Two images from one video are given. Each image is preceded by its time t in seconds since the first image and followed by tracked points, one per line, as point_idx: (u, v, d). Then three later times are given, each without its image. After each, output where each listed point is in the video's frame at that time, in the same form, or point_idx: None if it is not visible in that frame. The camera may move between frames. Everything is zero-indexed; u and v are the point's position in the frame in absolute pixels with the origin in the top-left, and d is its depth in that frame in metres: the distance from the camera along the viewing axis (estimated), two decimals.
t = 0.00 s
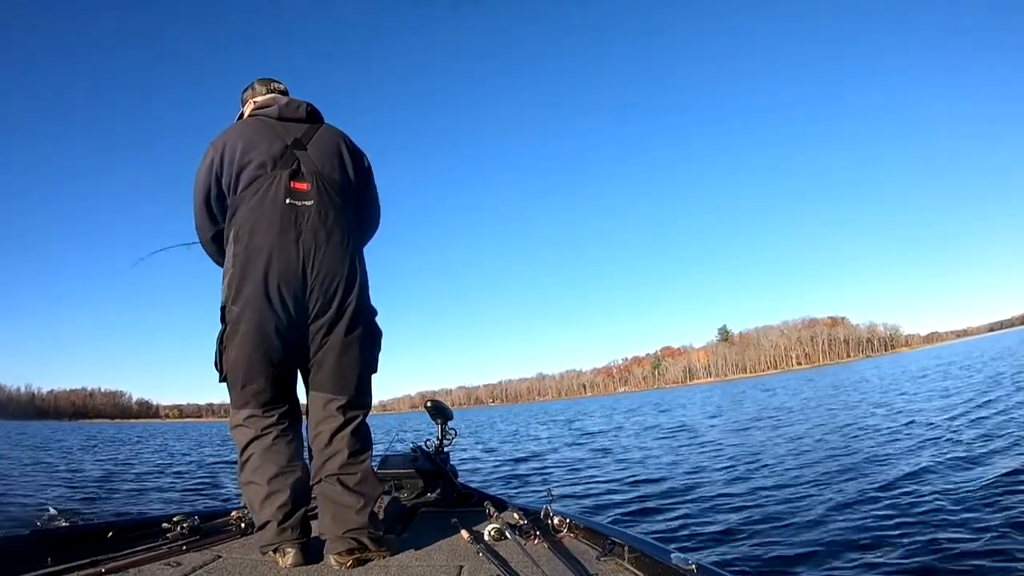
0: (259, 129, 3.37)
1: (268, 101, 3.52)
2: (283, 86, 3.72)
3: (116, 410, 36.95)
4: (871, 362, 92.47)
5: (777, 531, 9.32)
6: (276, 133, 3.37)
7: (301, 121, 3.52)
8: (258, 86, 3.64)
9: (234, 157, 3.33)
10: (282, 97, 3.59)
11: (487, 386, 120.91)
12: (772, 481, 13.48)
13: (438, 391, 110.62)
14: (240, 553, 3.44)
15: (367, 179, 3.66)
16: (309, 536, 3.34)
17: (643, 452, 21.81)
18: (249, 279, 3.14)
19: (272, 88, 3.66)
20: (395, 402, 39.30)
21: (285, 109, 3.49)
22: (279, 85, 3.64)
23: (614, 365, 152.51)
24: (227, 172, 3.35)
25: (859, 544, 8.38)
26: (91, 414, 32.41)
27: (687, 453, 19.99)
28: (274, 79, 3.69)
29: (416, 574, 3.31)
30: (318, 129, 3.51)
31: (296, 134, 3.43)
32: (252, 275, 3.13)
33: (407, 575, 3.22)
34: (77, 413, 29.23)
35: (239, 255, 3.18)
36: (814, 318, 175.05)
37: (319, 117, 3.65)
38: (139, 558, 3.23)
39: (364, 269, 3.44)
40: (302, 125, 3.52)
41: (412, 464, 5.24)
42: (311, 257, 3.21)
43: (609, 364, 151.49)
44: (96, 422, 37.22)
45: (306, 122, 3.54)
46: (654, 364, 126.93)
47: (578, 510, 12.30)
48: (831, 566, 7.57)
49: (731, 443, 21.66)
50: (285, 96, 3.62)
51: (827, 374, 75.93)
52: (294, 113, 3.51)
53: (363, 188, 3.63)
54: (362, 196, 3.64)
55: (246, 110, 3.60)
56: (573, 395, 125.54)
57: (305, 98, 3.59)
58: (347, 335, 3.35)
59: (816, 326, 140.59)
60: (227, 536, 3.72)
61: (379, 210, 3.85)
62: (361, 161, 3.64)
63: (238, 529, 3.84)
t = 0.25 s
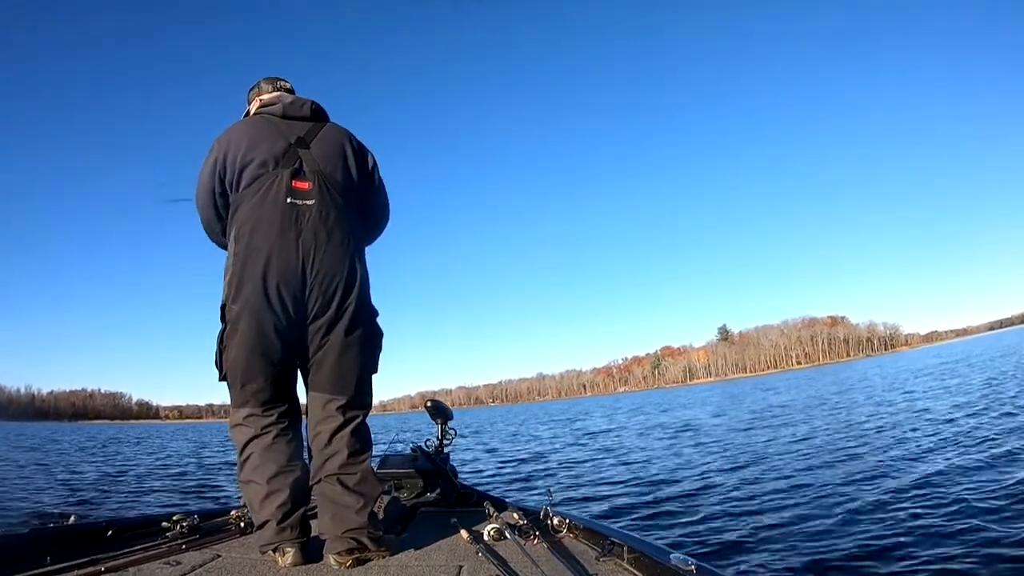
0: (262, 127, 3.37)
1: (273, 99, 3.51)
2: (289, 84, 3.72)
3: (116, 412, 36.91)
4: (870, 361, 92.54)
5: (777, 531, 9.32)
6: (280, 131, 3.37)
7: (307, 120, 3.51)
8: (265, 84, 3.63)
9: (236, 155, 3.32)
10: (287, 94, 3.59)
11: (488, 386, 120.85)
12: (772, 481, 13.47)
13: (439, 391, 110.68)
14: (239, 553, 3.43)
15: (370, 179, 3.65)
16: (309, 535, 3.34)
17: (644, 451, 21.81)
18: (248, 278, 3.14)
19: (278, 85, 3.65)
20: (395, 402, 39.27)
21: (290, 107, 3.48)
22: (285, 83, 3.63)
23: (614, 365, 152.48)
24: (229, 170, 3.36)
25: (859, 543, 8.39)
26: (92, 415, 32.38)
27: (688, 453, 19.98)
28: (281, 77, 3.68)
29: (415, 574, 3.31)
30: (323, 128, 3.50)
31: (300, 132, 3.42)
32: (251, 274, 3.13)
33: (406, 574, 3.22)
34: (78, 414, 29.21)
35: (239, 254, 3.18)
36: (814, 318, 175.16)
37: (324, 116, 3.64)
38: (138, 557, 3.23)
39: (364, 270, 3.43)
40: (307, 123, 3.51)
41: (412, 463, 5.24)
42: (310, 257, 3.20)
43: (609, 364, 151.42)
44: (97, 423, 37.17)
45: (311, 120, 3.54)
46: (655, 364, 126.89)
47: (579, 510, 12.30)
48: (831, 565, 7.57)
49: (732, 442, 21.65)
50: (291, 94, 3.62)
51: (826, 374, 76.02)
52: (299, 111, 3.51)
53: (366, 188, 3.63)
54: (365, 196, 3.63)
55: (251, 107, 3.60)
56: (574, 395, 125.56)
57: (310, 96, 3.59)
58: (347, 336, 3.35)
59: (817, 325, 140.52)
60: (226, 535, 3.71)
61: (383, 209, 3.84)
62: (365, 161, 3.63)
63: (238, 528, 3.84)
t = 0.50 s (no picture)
0: (265, 126, 3.36)
1: (277, 98, 3.51)
2: (294, 83, 3.71)
3: (116, 412, 36.88)
4: (869, 361, 92.72)
5: (777, 531, 9.32)
6: (283, 131, 3.36)
7: (311, 120, 3.51)
8: (271, 81, 3.63)
9: (238, 153, 3.32)
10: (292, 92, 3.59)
11: (488, 386, 120.76)
12: (772, 481, 13.46)
13: (439, 391, 110.62)
14: (238, 552, 3.43)
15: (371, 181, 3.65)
16: (308, 535, 3.34)
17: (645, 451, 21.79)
18: (246, 278, 3.13)
19: (283, 84, 3.64)
20: (395, 402, 39.25)
21: (294, 106, 3.48)
22: (291, 81, 3.64)
23: (614, 365, 152.43)
24: (231, 168, 3.35)
25: (857, 543, 8.40)
26: (91, 416, 32.37)
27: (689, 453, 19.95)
28: (286, 76, 3.67)
29: (414, 574, 3.32)
30: (326, 128, 3.50)
31: (303, 133, 3.42)
32: (249, 273, 3.12)
33: (406, 574, 3.22)
34: (78, 415, 29.21)
35: (238, 253, 3.18)
36: (814, 317, 175.14)
37: (328, 116, 3.64)
38: (138, 556, 3.23)
39: (361, 273, 3.43)
40: (311, 124, 3.51)
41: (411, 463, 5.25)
42: (309, 258, 3.20)
43: (609, 364, 151.39)
44: (97, 424, 37.15)
45: (316, 121, 3.53)
46: (654, 364, 126.87)
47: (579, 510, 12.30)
48: (830, 565, 7.58)
49: (732, 442, 21.63)
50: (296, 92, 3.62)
51: (826, 374, 76.21)
52: (304, 111, 3.50)
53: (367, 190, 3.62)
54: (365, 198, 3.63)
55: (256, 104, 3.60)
56: (574, 395, 125.54)
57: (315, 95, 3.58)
58: (345, 338, 3.35)
59: (817, 325, 140.52)
60: (226, 535, 3.71)
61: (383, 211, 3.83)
62: (366, 163, 3.62)
63: (238, 527, 3.84)
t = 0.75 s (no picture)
0: (268, 126, 3.35)
1: (282, 98, 3.51)
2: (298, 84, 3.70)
3: (116, 413, 36.87)
4: (870, 361, 92.61)
5: (777, 531, 9.32)
6: (287, 131, 3.36)
7: (315, 121, 3.51)
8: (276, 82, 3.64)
9: (242, 152, 3.32)
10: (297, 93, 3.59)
11: (488, 386, 120.70)
12: (772, 480, 13.46)
13: (440, 391, 110.60)
14: (239, 552, 3.44)
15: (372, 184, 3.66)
16: (309, 535, 3.34)
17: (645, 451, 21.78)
18: (248, 277, 3.13)
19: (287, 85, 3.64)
20: (395, 402, 39.24)
21: (299, 107, 3.47)
22: (295, 82, 3.64)
23: (614, 365, 152.40)
24: (235, 165, 3.35)
25: (857, 542, 8.40)
26: (92, 416, 32.36)
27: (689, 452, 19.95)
28: (290, 77, 3.67)
29: (415, 574, 3.32)
30: (330, 130, 3.51)
31: (307, 134, 3.42)
32: (252, 274, 3.12)
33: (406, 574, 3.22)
34: (78, 416, 29.21)
35: (240, 253, 3.18)
36: (814, 317, 175.11)
37: (332, 117, 3.65)
38: (138, 557, 3.23)
39: (362, 275, 3.44)
40: (314, 125, 3.51)
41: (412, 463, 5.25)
42: (312, 259, 3.20)
43: (609, 364, 151.38)
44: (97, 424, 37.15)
45: (320, 122, 3.54)
46: (655, 364, 126.84)
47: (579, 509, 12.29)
48: (830, 564, 7.59)
49: (732, 442, 21.63)
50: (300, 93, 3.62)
51: (827, 373, 76.18)
52: (308, 112, 3.51)
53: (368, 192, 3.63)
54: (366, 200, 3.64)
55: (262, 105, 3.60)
56: (574, 395, 125.48)
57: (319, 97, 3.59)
58: (348, 340, 3.36)
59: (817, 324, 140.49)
60: (227, 535, 3.72)
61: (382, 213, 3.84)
62: (367, 166, 3.63)
63: (238, 528, 3.84)
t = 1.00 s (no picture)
0: (275, 125, 3.35)
1: (290, 99, 3.51)
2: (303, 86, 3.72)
3: (117, 413, 36.85)
4: (870, 360, 92.56)
5: (777, 530, 9.32)
6: (295, 133, 3.36)
7: (323, 123, 3.52)
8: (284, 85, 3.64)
9: (249, 151, 3.32)
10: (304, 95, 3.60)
11: (488, 386, 120.63)
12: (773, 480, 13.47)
13: (440, 391, 110.57)
14: (241, 554, 3.44)
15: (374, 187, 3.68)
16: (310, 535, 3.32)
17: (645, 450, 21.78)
18: (252, 276, 3.12)
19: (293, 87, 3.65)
20: (396, 402, 39.22)
21: (308, 107, 3.48)
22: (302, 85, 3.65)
23: (615, 364, 152.39)
24: (240, 164, 3.35)
25: (860, 541, 8.39)
26: (92, 416, 32.34)
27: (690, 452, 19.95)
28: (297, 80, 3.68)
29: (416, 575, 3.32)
30: (336, 133, 3.52)
31: (313, 135, 3.43)
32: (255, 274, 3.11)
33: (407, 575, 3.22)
34: (78, 416, 29.18)
35: (243, 252, 3.17)
36: (814, 316, 175.02)
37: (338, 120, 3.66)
38: (140, 560, 3.23)
39: (364, 278, 3.46)
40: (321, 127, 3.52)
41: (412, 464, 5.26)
42: (316, 260, 3.21)
43: (610, 364, 151.36)
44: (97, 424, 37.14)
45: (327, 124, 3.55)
46: (655, 364, 126.79)
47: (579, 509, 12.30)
48: (833, 564, 7.59)
49: (733, 441, 21.63)
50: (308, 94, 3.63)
51: (828, 373, 76.12)
52: (317, 113, 3.51)
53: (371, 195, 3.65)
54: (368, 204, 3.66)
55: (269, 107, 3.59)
56: (574, 395, 125.39)
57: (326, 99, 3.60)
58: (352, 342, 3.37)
59: (817, 324, 140.45)
60: (228, 537, 3.72)
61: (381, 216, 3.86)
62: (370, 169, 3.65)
63: (239, 530, 3.84)
